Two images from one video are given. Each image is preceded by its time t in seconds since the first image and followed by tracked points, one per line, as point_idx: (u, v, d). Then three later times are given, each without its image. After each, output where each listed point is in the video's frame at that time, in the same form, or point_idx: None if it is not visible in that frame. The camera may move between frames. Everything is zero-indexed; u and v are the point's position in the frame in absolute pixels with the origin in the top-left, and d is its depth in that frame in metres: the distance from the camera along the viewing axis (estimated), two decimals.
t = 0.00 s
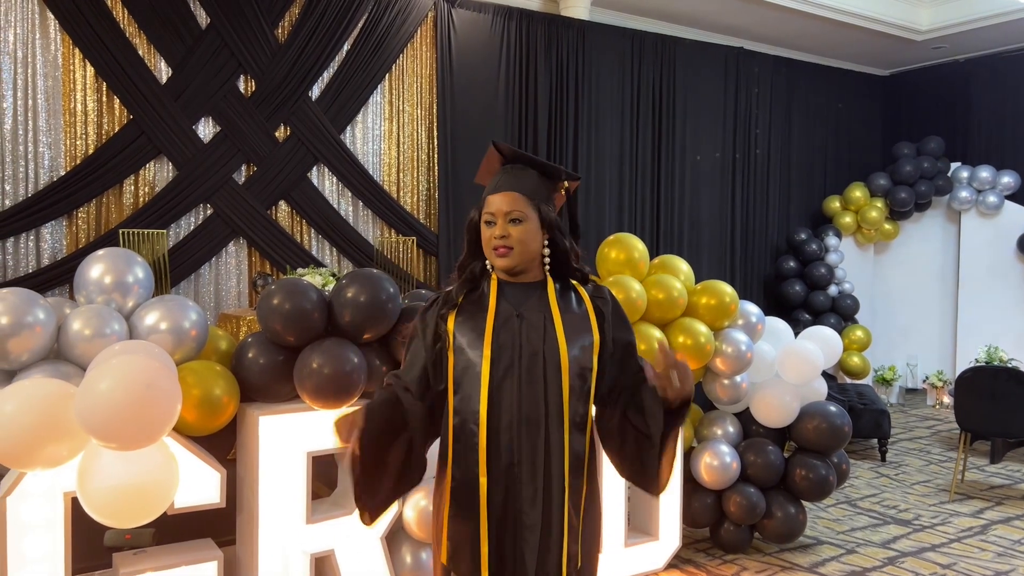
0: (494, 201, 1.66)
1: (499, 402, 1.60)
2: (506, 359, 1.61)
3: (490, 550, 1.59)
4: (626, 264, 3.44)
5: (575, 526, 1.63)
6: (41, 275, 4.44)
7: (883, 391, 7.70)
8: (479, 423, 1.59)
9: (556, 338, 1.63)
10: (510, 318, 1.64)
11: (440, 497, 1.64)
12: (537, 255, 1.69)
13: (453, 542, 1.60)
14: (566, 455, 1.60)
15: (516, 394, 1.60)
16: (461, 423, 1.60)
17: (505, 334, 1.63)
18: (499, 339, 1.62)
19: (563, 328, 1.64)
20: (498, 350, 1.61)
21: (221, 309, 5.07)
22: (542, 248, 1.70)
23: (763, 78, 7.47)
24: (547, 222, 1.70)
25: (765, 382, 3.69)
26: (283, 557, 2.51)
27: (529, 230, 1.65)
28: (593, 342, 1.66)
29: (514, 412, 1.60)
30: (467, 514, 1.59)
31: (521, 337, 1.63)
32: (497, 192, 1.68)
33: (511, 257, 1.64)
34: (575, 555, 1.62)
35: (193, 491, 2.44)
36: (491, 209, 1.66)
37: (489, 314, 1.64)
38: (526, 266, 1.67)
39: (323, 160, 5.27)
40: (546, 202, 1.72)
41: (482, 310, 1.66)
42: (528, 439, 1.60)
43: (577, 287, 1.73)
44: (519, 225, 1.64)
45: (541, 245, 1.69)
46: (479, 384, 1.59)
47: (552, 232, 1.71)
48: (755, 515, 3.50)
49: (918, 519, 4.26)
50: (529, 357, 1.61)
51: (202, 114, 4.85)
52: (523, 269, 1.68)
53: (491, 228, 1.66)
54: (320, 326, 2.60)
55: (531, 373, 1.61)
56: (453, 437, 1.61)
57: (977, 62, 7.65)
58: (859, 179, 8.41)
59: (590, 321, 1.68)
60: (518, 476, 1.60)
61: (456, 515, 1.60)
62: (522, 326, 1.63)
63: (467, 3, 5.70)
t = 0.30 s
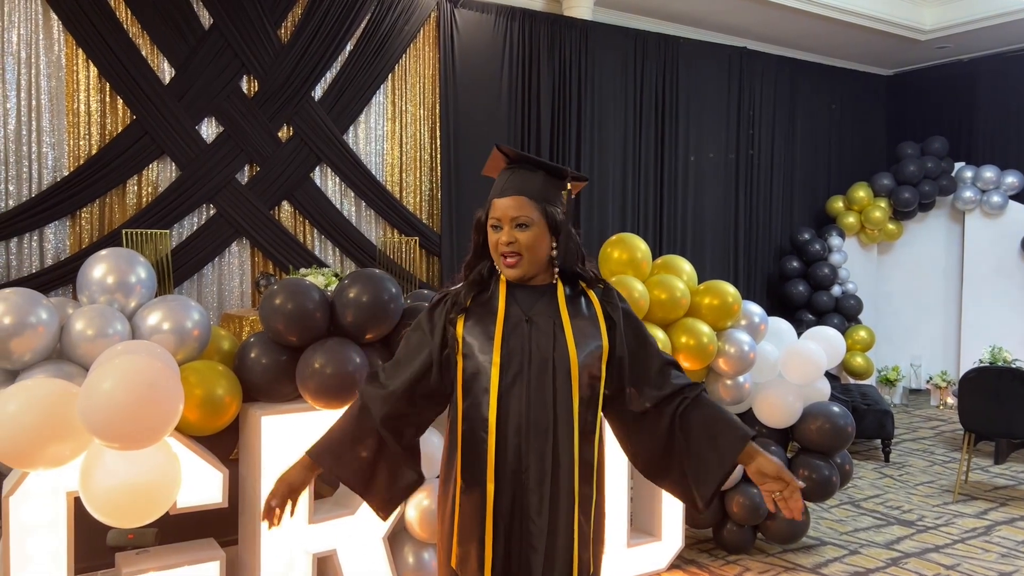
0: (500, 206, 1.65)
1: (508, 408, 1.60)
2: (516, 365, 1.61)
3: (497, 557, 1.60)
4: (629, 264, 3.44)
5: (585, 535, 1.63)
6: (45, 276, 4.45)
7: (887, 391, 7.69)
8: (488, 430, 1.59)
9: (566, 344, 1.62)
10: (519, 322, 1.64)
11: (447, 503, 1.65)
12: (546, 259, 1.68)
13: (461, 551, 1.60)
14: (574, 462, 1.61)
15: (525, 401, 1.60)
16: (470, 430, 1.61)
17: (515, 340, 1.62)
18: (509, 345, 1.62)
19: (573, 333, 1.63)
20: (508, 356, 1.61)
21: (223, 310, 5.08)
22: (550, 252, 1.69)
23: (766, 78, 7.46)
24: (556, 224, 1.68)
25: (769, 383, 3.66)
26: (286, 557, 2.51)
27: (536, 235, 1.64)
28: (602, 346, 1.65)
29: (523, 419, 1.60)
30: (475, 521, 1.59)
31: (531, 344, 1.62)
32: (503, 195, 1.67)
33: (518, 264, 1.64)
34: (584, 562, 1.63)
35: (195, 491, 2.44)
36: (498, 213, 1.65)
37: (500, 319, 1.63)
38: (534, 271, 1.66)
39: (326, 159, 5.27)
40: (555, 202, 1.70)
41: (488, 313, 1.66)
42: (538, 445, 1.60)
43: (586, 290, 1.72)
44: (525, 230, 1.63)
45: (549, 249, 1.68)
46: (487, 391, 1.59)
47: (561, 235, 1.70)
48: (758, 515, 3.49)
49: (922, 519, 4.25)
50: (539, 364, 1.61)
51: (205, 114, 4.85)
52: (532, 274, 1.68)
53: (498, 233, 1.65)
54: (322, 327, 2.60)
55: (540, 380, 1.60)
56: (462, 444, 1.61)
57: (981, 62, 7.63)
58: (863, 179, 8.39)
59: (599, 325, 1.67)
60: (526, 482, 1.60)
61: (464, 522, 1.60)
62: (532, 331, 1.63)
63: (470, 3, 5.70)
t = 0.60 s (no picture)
0: (509, 206, 1.65)
1: (516, 411, 1.60)
2: (523, 368, 1.61)
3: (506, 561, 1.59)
4: (632, 264, 3.44)
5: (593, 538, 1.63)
6: (49, 277, 4.46)
7: (891, 392, 7.68)
8: (495, 433, 1.59)
9: (574, 347, 1.63)
10: (525, 324, 1.64)
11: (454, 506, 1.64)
12: (552, 261, 1.68)
13: (469, 555, 1.59)
14: (583, 464, 1.61)
15: (533, 404, 1.60)
16: (479, 434, 1.60)
17: (522, 342, 1.63)
18: (515, 348, 1.62)
19: (580, 335, 1.64)
20: (515, 359, 1.62)
21: (227, 310, 5.09)
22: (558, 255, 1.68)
23: (770, 78, 7.44)
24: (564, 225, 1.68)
25: (772, 383, 3.65)
26: (289, 557, 2.51)
27: (543, 237, 1.64)
28: (609, 348, 1.66)
29: (531, 421, 1.60)
30: (484, 527, 1.58)
31: (538, 346, 1.63)
32: (511, 196, 1.67)
33: (526, 266, 1.64)
34: (591, 565, 1.63)
35: (198, 491, 2.45)
36: (505, 215, 1.65)
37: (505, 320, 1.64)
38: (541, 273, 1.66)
39: (329, 160, 5.27)
40: (561, 202, 1.70)
41: (493, 314, 1.66)
42: (546, 448, 1.60)
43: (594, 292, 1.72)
44: (533, 232, 1.63)
45: (556, 251, 1.68)
46: (495, 394, 1.60)
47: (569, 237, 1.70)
48: (762, 516, 3.48)
49: (926, 521, 4.23)
50: (546, 367, 1.61)
51: (209, 115, 4.86)
52: (539, 276, 1.68)
53: (506, 235, 1.65)
54: (325, 327, 2.60)
55: (548, 383, 1.61)
56: (470, 448, 1.61)
57: (986, 62, 7.61)
58: (867, 178, 8.37)
59: (606, 326, 1.67)
60: (534, 485, 1.60)
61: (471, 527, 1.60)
62: (538, 333, 1.64)
63: (473, 4, 5.70)
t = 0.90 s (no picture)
0: (524, 207, 2.05)
1: (525, 413, 1.93)
2: (533, 371, 1.95)
3: (515, 550, 1.90)
4: (635, 264, 3.43)
5: (601, 524, 1.95)
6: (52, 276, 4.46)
7: (896, 393, 7.67)
8: (503, 433, 1.91)
9: (583, 346, 1.97)
10: (536, 322, 1.99)
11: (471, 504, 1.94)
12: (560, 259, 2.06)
13: (481, 547, 1.90)
14: (590, 457, 1.93)
15: (541, 405, 1.93)
16: (489, 436, 1.92)
17: (533, 344, 1.97)
18: (526, 349, 1.96)
19: (588, 332, 1.98)
20: (525, 360, 1.95)
21: (231, 310, 5.09)
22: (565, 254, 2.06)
23: (773, 77, 7.43)
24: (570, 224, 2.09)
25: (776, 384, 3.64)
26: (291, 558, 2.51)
27: (552, 235, 2.03)
28: (616, 345, 2.00)
29: (539, 422, 1.92)
30: (491, 525, 1.89)
31: (547, 348, 1.97)
32: (527, 198, 2.07)
33: (536, 259, 2.01)
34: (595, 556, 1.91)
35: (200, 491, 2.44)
36: (521, 213, 2.05)
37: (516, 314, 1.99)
38: (549, 267, 2.04)
39: (332, 160, 5.27)
40: (569, 204, 2.11)
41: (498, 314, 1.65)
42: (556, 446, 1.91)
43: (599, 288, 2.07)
44: (544, 229, 2.03)
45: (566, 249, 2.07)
46: (502, 396, 1.92)
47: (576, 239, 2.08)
48: (766, 517, 3.47)
49: (931, 521, 4.22)
50: (555, 368, 1.95)
51: (212, 115, 4.86)
52: (547, 271, 2.05)
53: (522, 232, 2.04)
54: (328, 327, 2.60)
55: (559, 384, 1.94)
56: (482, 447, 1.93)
57: (991, 61, 7.58)
58: (872, 179, 8.34)
59: (610, 317, 2.02)
60: (544, 483, 1.90)
61: (481, 518, 1.91)
62: (546, 332, 1.99)
63: (476, 3, 5.70)
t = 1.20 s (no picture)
0: (530, 208, 2.18)
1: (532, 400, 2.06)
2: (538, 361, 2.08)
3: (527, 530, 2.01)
4: (638, 264, 3.43)
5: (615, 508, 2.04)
6: (58, 277, 4.49)
7: (899, 394, 7.68)
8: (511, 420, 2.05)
9: (587, 341, 2.06)
10: (543, 321, 2.10)
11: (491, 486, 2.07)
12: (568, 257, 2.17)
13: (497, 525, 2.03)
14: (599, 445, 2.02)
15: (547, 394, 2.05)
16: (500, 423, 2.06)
17: (537, 338, 2.09)
18: (531, 342, 2.08)
19: (594, 331, 2.06)
20: (531, 353, 2.07)
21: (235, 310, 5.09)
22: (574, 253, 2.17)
23: (777, 78, 7.42)
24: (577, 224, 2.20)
25: (779, 384, 3.63)
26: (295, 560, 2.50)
27: (558, 232, 2.15)
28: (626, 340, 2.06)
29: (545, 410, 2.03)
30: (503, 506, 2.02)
31: (553, 341, 2.08)
32: (533, 201, 2.20)
33: (545, 256, 2.13)
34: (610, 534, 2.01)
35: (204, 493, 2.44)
36: (528, 213, 2.18)
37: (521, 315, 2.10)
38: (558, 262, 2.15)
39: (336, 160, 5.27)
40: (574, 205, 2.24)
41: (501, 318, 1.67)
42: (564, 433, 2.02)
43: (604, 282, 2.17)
44: (551, 227, 2.15)
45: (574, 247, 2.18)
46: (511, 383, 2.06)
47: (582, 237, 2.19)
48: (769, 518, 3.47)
49: (935, 523, 4.20)
50: (563, 361, 2.06)
51: (215, 116, 4.87)
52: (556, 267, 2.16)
53: (528, 230, 2.17)
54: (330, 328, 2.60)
55: (565, 375, 2.05)
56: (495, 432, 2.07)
57: (995, 61, 7.56)
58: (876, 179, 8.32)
59: (618, 309, 2.09)
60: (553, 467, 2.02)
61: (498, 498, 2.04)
62: (553, 327, 2.10)
63: (479, 4, 5.70)
